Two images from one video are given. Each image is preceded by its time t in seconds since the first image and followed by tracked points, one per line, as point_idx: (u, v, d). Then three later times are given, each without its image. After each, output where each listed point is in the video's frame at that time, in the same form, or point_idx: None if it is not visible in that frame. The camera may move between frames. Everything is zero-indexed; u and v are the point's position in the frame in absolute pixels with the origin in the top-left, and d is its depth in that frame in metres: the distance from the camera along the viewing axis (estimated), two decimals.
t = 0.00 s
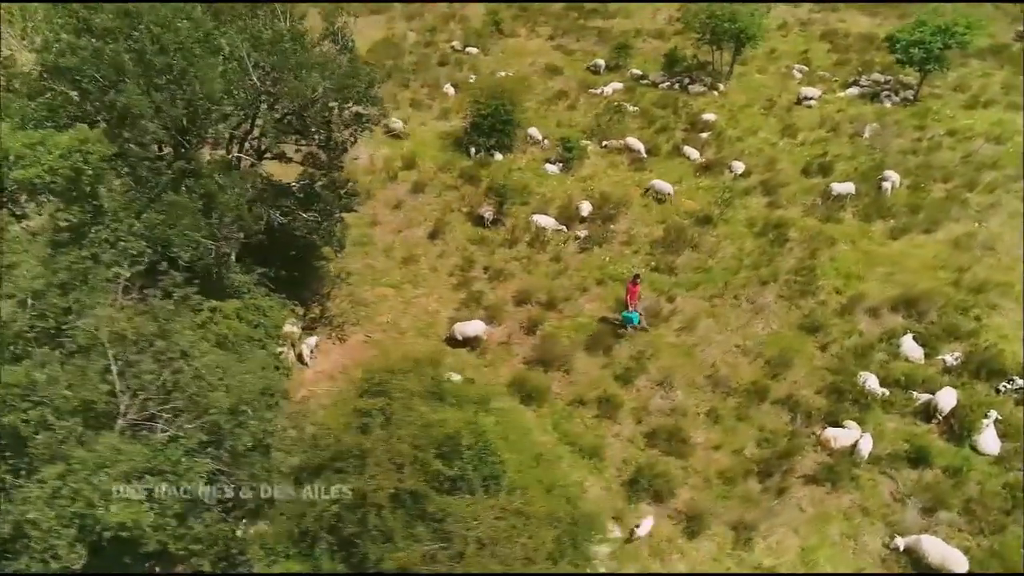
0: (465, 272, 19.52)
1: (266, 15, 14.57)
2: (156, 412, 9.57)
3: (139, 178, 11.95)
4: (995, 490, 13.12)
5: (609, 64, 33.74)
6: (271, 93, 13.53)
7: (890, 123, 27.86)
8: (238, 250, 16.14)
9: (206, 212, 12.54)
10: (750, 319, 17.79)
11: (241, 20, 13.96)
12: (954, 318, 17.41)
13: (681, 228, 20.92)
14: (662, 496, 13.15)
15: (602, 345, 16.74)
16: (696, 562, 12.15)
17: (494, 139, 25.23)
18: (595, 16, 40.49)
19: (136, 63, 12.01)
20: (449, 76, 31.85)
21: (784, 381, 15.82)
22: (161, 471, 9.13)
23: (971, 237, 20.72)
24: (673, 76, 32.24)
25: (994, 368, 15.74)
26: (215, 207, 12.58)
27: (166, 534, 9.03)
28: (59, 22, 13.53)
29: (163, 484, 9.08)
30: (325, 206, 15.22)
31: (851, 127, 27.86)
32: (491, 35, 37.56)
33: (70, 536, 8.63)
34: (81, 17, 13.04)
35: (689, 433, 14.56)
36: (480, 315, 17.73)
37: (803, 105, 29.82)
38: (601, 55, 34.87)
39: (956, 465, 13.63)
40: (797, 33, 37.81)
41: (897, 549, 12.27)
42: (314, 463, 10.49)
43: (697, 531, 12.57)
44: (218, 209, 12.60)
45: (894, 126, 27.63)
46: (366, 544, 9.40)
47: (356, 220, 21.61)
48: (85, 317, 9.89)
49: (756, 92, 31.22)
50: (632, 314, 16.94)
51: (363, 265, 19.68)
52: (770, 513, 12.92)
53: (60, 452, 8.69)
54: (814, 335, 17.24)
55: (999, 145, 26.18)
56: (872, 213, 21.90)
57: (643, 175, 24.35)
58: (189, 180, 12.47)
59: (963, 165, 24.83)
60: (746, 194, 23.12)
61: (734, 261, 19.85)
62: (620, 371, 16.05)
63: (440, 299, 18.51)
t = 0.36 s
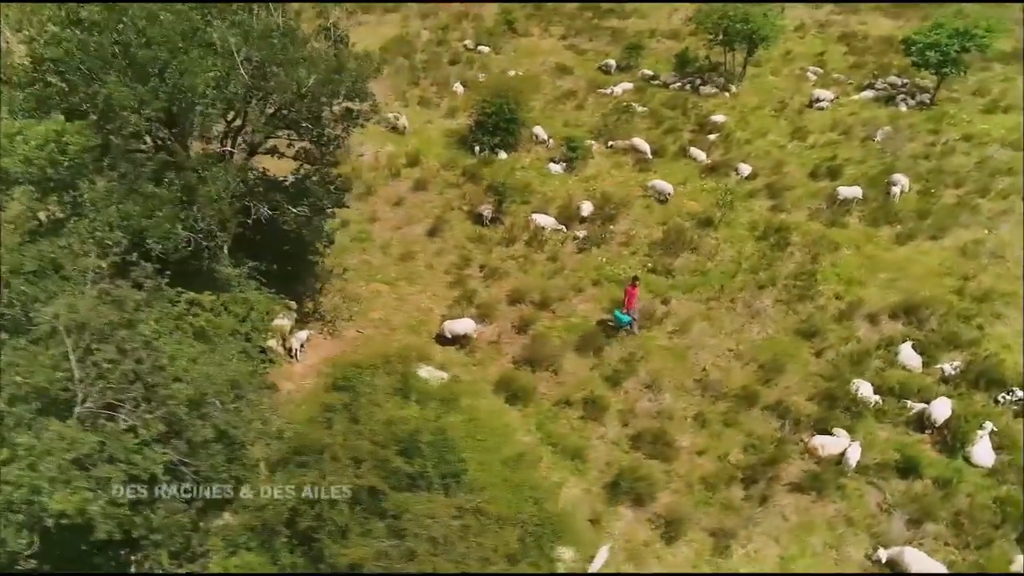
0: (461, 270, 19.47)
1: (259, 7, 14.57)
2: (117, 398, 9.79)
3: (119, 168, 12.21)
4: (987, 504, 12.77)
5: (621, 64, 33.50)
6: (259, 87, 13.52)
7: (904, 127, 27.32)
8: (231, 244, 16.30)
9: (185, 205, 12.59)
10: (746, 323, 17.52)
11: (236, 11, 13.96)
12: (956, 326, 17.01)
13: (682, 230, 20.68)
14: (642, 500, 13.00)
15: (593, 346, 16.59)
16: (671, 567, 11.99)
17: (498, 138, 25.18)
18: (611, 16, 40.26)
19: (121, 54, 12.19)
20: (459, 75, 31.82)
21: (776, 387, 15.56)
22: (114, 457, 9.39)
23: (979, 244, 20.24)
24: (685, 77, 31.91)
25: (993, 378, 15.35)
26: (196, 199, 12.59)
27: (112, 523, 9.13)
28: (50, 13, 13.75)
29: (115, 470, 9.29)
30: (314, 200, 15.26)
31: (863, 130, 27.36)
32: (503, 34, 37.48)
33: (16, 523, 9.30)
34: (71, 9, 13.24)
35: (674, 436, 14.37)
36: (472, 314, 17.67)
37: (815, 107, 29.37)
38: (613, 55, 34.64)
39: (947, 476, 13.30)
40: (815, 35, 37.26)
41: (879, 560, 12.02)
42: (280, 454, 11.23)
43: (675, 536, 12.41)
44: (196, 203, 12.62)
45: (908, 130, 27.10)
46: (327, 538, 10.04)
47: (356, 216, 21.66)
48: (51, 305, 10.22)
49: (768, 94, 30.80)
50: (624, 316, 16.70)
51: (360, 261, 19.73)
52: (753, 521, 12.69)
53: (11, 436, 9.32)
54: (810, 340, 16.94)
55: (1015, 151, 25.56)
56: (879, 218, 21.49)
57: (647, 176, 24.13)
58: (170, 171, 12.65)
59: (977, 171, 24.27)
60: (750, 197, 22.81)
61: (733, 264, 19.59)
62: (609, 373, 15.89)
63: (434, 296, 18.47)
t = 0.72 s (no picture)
0: (457, 267, 19.46)
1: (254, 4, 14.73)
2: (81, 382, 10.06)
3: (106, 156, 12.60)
4: (976, 517, 12.46)
5: (633, 65, 33.26)
6: (248, 81, 13.67)
7: (918, 131, 26.80)
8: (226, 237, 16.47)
9: (167, 195, 12.78)
10: (741, 326, 17.29)
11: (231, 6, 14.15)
12: (957, 334, 16.63)
13: (682, 231, 20.47)
14: (622, 501, 12.88)
15: (583, 346, 16.48)
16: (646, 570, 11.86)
17: (503, 136, 25.14)
18: (627, 16, 39.99)
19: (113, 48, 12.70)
20: (470, 73, 31.82)
21: (767, 391, 15.33)
22: (74, 443, 9.66)
23: (987, 252, 19.79)
24: (696, 78, 31.62)
25: (991, 388, 14.97)
26: (179, 189, 12.77)
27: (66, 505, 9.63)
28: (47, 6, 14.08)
29: (74, 455, 9.55)
30: (305, 194, 15.29)
31: (876, 133, 26.88)
32: (517, 32, 37.40)
33: None
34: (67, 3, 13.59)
35: (659, 439, 14.22)
36: (464, 311, 17.66)
37: (828, 110, 28.92)
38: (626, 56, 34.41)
39: (936, 486, 13.00)
40: (834, 37, 36.68)
41: (860, 570, 11.79)
42: (242, 445, 12.07)
43: (653, 539, 12.27)
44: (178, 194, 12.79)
45: (922, 134, 26.57)
46: (286, 528, 10.74)
47: (357, 212, 21.75)
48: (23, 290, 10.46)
49: (781, 96, 30.39)
50: (620, 314, 16.62)
51: (358, 256, 19.81)
52: (733, 527, 12.50)
53: None
54: (805, 346, 16.68)
55: None
56: (885, 222, 21.10)
57: (652, 176, 23.93)
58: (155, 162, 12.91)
59: (990, 177, 23.74)
60: (755, 199, 22.52)
61: (733, 267, 19.35)
62: (597, 373, 15.79)
63: (428, 293, 18.48)
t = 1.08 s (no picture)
0: (453, 264, 19.48)
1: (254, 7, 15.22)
2: (46, 366, 10.44)
3: (95, 147, 13.18)
4: (961, 529, 12.18)
5: (647, 65, 33.03)
6: (241, 74, 13.80)
7: (933, 135, 26.26)
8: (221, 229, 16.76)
9: (151, 185, 13.23)
10: (735, 330, 17.09)
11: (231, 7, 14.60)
12: (957, 343, 16.26)
13: (683, 232, 20.29)
14: (600, 502, 12.81)
15: (574, 345, 16.40)
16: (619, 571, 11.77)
17: (509, 134, 25.12)
18: (644, 16, 39.72)
19: (105, 45, 13.37)
20: (482, 72, 31.86)
21: (756, 396, 15.13)
22: (35, 424, 10.07)
23: (995, 260, 19.33)
24: (710, 78, 31.33)
25: (988, 399, 14.61)
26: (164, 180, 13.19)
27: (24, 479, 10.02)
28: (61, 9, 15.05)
29: (35, 437, 10.00)
30: (297, 187, 15.42)
31: (890, 137, 26.38)
32: (532, 32, 37.35)
33: None
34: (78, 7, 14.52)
35: (643, 440, 14.11)
36: (457, 308, 17.68)
37: (842, 113, 28.48)
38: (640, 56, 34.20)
39: (923, 497, 12.72)
40: (854, 40, 36.07)
41: None
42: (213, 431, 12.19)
43: (628, 540, 12.16)
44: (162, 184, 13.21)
45: (937, 138, 26.03)
46: (247, 515, 11.32)
47: (359, 207, 21.88)
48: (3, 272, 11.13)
49: (795, 98, 29.97)
50: (621, 317, 16.34)
51: (357, 251, 19.92)
52: (711, 531, 12.35)
53: None
54: (800, 351, 16.43)
55: None
56: (891, 228, 20.72)
57: (656, 177, 23.75)
58: (142, 152, 13.38)
59: (1006, 183, 23.18)
60: (759, 202, 22.25)
61: (732, 270, 19.12)
62: (585, 372, 15.70)
63: (423, 289, 18.53)
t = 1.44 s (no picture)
0: (448, 260, 19.54)
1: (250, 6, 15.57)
2: (12, 349, 11.50)
3: (82, 138, 13.83)
4: (940, 540, 11.94)
5: (659, 65, 32.79)
6: (232, 67, 14.04)
7: (947, 140, 25.72)
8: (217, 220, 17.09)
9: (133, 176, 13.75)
10: (725, 332, 16.91)
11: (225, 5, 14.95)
12: (952, 351, 15.92)
13: (681, 233, 20.13)
14: (573, 501, 12.76)
15: (561, 343, 16.35)
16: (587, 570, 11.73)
17: (513, 132, 25.11)
18: (660, 16, 39.45)
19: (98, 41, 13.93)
20: (493, 70, 31.87)
21: (741, 400, 14.96)
22: None
23: (1000, 268, 18.89)
24: (722, 80, 31.03)
25: (979, 409, 14.29)
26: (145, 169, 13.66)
27: None
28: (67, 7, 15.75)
29: None
30: (289, 180, 15.61)
31: (902, 141, 25.91)
32: (546, 31, 37.28)
33: None
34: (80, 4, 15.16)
35: (623, 441, 14.02)
36: (447, 304, 17.73)
37: (853, 116, 28.05)
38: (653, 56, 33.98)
39: (904, 506, 12.49)
40: (874, 42, 35.44)
41: None
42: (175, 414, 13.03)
43: (598, 540, 12.11)
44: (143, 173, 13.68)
45: (951, 143, 25.49)
46: (203, 503, 12.03)
47: (359, 202, 22.05)
48: None
49: (808, 101, 29.54)
50: (619, 324, 16.09)
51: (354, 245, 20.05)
52: (683, 534, 12.25)
53: None
54: (790, 355, 16.21)
55: None
56: (895, 233, 20.34)
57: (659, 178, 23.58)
58: (129, 142, 13.81)
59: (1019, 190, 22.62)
60: (762, 205, 21.97)
61: (728, 272, 18.92)
62: (570, 370, 15.66)
63: (416, 284, 18.61)
